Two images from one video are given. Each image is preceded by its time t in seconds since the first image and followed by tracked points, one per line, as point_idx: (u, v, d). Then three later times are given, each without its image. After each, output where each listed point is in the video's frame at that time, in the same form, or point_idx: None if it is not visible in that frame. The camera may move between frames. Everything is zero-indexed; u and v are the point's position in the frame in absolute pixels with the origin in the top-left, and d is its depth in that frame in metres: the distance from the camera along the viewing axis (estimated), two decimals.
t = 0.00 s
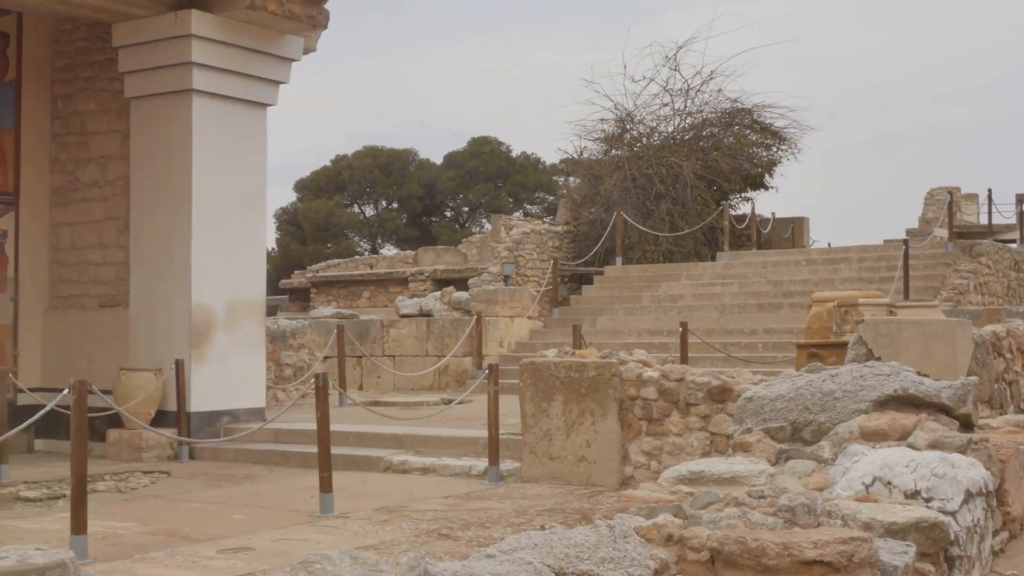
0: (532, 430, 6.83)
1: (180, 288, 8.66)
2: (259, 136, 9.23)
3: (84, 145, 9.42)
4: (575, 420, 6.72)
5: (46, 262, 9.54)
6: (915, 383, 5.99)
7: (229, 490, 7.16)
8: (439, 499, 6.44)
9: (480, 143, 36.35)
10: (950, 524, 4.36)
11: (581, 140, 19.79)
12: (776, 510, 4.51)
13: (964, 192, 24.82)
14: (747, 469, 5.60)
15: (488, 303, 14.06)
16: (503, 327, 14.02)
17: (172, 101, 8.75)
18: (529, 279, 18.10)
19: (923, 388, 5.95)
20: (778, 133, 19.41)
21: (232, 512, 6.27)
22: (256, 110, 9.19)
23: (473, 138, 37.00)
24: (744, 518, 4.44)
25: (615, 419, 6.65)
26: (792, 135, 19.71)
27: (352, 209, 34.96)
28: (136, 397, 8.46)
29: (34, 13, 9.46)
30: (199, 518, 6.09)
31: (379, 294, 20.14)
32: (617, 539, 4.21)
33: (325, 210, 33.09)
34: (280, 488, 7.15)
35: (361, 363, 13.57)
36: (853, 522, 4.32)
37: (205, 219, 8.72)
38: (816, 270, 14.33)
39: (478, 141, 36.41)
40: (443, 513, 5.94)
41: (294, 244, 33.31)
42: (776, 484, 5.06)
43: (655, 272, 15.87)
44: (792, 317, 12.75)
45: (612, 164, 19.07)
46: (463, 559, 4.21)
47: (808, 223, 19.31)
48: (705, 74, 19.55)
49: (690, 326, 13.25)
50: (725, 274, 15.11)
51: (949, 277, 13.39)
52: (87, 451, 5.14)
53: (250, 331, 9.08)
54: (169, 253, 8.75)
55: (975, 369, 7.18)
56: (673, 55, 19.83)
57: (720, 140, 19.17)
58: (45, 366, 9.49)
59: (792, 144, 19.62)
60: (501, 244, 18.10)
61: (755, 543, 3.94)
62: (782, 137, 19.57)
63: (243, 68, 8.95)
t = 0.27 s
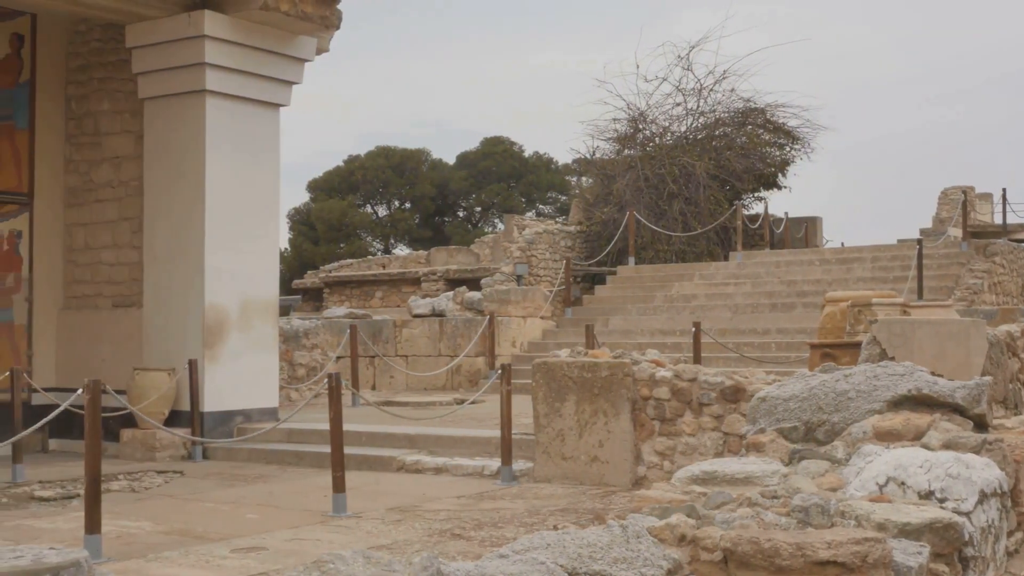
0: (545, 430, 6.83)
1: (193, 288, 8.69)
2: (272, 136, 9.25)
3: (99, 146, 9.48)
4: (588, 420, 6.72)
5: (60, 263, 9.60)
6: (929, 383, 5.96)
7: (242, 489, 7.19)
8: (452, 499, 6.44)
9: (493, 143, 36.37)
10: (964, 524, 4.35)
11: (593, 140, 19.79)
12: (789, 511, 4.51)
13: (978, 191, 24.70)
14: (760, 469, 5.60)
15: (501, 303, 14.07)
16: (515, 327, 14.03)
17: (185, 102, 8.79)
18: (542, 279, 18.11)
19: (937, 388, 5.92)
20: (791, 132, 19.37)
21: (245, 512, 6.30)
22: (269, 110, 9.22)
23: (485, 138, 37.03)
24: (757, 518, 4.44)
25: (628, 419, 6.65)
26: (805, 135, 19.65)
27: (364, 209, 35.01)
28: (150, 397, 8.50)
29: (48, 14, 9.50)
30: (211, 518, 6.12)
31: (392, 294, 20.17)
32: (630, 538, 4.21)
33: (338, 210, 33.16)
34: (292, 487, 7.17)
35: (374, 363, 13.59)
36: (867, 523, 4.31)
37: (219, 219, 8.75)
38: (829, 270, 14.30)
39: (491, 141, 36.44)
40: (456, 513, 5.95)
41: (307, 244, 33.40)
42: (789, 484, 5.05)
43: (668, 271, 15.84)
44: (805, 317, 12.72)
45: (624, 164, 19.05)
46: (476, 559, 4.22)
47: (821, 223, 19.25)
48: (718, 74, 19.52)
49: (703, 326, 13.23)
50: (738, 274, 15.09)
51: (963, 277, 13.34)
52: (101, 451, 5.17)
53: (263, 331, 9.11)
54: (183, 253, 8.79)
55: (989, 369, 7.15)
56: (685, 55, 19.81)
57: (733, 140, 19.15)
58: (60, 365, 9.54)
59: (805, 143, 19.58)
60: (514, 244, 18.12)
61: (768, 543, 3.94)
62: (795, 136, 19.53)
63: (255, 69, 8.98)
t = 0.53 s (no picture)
0: (557, 430, 6.83)
1: (207, 288, 8.73)
2: (285, 137, 9.29)
3: (112, 147, 9.52)
4: (601, 420, 6.72)
5: (74, 263, 9.65)
6: (943, 383, 5.94)
7: (256, 489, 7.23)
8: (465, 499, 6.45)
9: (506, 143, 36.39)
10: (979, 525, 4.34)
11: (606, 140, 19.77)
12: (803, 511, 4.50)
13: (992, 190, 24.59)
14: (774, 469, 5.59)
15: (513, 303, 14.08)
16: (528, 327, 14.04)
17: (199, 103, 8.83)
18: (554, 279, 18.11)
19: (951, 388, 5.90)
20: (804, 132, 19.33)
21: (258, 511, 6.32)
22: (282, 110, 9.26)
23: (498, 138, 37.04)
24: (770, 518, 4.43)
25: (641, 419, 6.65)
26: (819, 134, 19.60)
27: (377, 209, 35.08)
28: (164, 397, 8.54)
29: (62, 16, 9.56)
30: (225, 517, 6.16)
31: (404, 293, 20.20)
32: (643, 539, 4.21)
33: (351, 210, 33.24)
34: (306, 487, 7.20)
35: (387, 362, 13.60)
36: (880, 524, 4.30)
37: (232, 219, 8.79)
38: (843, 269, 14.26)
39: (503, 141, 36.46)
40: (469, 512, 5.97)
41: (321, 244, 33.49)
42: (803, 484, 5.05)
43: (681, 271, 15.82)
44: (819, 317, 12.69)
45: (637, 164, 19.02)
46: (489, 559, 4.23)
47: (835, 223, 19.19)
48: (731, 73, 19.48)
49: (716, 326, 13.21)
50: (751, 274, 15.06)
51: (977, 276, 13.28)
52: (115, 451, 5.20)
53: (276, 331, 9.15)
54: (196, 253, 8.83)
55: (1004, 369, 7.12)
56: (698, 55, 19.78)
57: (746, 139, 19.12)
58: (74, 365, 9.60)
59: (818, 143, 19.53)
60: (526, 244, 18.12)
61: (782, 543, 3.94)
62: (808, 136, 19.48)
63: (268, 69, 9.02)
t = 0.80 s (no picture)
0: (573, 430, 6.84)
1: (223, 288, 8.77)
2: (300, 137, 9.33)
3: (128, 147, 9.58)
4: (616, 419, 6.72)
5: (90, 263, 9.72)
6: (960, 383, 5.92)
7: (272, 488, 7.27)
8: (480, 499, 6.47)
9: (520, 143, 36.40)
10: (995, 526, 4.33)
11: (620, 139, 19.75)
12: (818, 512, 4.50)
13: (1010, 189, 24.45)
14: (789, 469, 5.58)
15: (528, 303, 14.09)
16: (543, 328, 14.05)
17: (215, 103, 8.87)
18: (569, 279, 18.11)
19: (968, 389, 5.88)
20: (819, 131, 19.27)
21: (273, 511, 6.35)
22: (297, 111, 9.30)
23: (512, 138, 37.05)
24: (786, 519, 4.43)
25: (656, 419, 6.65)
26: (835, 133, 19.53)
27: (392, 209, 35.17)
28: (180, 397, 8.58)
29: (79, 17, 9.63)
30: (241, 517, 6.19)
31: (419, 294, 20.24)
32: (658, 539, 4.21)
33: (366, 210, 33.32)
34: (321, 487, 7.23)
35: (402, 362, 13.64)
36: (897, 524, 4.30)
37: (248, 219, 8.83)
38: (858, 269, 14.21)
39: (518, 141, 36.47)
40: (484, 512, 5.98)
41: (336, 244, 33.58)
42: (818, 485, 5.04)
43: (696, 271, 15.79)
44: (834, 317, 12.65)
45: (652, 164, 18.99)
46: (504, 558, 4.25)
47: (851, 223, 19.12)
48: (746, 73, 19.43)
49: (731, 326, 13.19)
50: (766, 273, 15.03)
51: (994, 276, 13.22)
52: (132, 451, 5.24)
53: (291, 331, 9.19)
54: (212, 254, 8.87)
55: (1021, 369, 7.09)
56: (713, 54, 19.75)
57: (761, 139, 19.08)
58: (91, 365, 9.67)
59: (834, 142, 19.47)
60: (541, 244, 18.13)
61: (797, 544, 3.94)
62: (824, 135, 19.42)
63: (283, 69, 9.06)
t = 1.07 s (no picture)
0: (585, 430, 6.85)
1: (236, 289, 8.81)
2: (313, 137, 9.36)
3: (142, 148, 9.63)
4: (629, 419, 6.72)
5: (105, 263, 9.77)
6: (974, 383, 5.89)
7: (285, 488, 7.30)
8: (493, 499, 6.48)
9: (533, 143, 36.40)
10: (1010, 526, 4.32)
11: (633, 139, 19.72)
12: (832, 512, 4.50)
13: None
14: (803, 469, 5.57)
15: (541, 303, 14.09)
16: (556, 328, 14.05)
17: (228, 104, 8.91)
18: (582, 279, 18.11)
19: (983, 389, 5.85)
20: (833, 131, 19.22)
21: (287, 511, 6.38)
22: (310, 111, 9.33)
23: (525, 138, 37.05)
24: (800, 519, 4.43)
25: (669, 419, 6.65)
26: (848, 133, 19.47)
27: (405, 209, 35.21)
28: (193, 397, 8.62)
29: (94, 19, 9.69)
30: (255, 516, 6.22)
31: (432, 294, 20.27)
32: (671, 539, 4.22)
33: (379, 211, 33.38)
34: (334, 486, 7.25)
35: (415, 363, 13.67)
36: (911, 525, 4.29)
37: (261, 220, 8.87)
38: (872, 269, 14.17)
39: (530, 141, 36.47)
40: (497, 512, 5.99)
41: (349, 244, 33.66)
42: (832, 485, 5.03)
43: (709, 271, 15.76)
44: (848, 317, 12.61)
45: (665, 164, 18.96)
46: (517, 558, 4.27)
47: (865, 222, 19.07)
48: (759, 72, 19.37)
49: (744, 326, 13.16)
50: (779, 273, 14.99)
51: (1009, 276, 13.15)
52: (146, 451, 5.27)
53: (305, 331, 9.22)
54: (225, 254, 8.91)
55: None
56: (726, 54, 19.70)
57: (774, 138, 19.04)
58: (105, 365, 9.72)
59: (847, 142, 19.40)
60: (553, 244, 18.13)
61: (811, 545, 3.94)
62: (837, 135, 19.37)
63: (296, 70, 9.09)
